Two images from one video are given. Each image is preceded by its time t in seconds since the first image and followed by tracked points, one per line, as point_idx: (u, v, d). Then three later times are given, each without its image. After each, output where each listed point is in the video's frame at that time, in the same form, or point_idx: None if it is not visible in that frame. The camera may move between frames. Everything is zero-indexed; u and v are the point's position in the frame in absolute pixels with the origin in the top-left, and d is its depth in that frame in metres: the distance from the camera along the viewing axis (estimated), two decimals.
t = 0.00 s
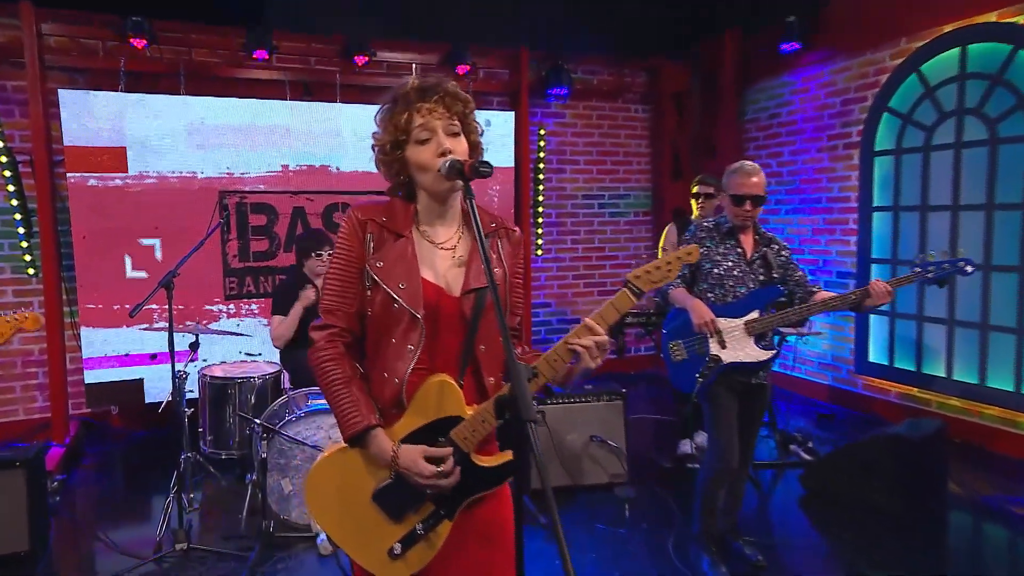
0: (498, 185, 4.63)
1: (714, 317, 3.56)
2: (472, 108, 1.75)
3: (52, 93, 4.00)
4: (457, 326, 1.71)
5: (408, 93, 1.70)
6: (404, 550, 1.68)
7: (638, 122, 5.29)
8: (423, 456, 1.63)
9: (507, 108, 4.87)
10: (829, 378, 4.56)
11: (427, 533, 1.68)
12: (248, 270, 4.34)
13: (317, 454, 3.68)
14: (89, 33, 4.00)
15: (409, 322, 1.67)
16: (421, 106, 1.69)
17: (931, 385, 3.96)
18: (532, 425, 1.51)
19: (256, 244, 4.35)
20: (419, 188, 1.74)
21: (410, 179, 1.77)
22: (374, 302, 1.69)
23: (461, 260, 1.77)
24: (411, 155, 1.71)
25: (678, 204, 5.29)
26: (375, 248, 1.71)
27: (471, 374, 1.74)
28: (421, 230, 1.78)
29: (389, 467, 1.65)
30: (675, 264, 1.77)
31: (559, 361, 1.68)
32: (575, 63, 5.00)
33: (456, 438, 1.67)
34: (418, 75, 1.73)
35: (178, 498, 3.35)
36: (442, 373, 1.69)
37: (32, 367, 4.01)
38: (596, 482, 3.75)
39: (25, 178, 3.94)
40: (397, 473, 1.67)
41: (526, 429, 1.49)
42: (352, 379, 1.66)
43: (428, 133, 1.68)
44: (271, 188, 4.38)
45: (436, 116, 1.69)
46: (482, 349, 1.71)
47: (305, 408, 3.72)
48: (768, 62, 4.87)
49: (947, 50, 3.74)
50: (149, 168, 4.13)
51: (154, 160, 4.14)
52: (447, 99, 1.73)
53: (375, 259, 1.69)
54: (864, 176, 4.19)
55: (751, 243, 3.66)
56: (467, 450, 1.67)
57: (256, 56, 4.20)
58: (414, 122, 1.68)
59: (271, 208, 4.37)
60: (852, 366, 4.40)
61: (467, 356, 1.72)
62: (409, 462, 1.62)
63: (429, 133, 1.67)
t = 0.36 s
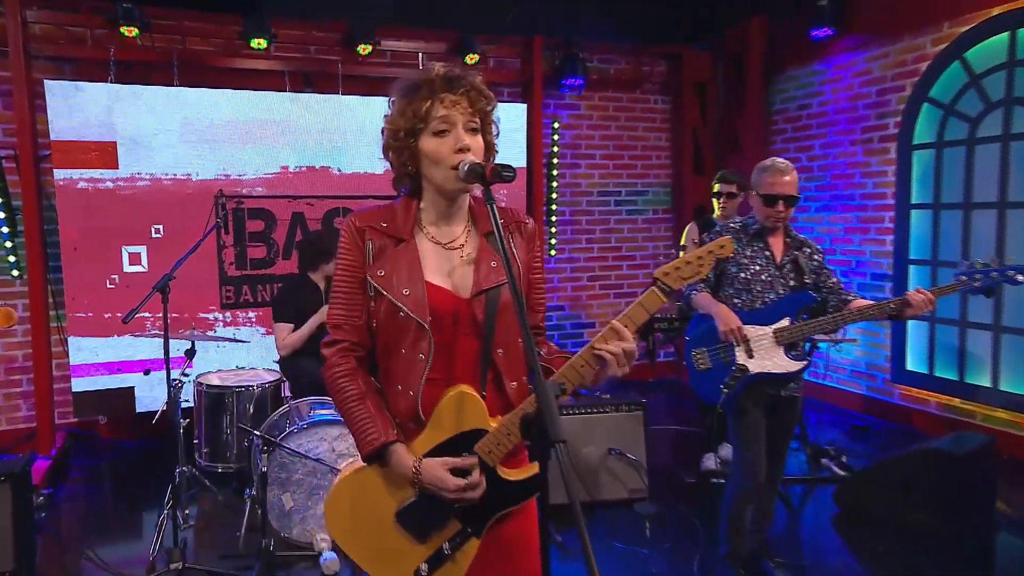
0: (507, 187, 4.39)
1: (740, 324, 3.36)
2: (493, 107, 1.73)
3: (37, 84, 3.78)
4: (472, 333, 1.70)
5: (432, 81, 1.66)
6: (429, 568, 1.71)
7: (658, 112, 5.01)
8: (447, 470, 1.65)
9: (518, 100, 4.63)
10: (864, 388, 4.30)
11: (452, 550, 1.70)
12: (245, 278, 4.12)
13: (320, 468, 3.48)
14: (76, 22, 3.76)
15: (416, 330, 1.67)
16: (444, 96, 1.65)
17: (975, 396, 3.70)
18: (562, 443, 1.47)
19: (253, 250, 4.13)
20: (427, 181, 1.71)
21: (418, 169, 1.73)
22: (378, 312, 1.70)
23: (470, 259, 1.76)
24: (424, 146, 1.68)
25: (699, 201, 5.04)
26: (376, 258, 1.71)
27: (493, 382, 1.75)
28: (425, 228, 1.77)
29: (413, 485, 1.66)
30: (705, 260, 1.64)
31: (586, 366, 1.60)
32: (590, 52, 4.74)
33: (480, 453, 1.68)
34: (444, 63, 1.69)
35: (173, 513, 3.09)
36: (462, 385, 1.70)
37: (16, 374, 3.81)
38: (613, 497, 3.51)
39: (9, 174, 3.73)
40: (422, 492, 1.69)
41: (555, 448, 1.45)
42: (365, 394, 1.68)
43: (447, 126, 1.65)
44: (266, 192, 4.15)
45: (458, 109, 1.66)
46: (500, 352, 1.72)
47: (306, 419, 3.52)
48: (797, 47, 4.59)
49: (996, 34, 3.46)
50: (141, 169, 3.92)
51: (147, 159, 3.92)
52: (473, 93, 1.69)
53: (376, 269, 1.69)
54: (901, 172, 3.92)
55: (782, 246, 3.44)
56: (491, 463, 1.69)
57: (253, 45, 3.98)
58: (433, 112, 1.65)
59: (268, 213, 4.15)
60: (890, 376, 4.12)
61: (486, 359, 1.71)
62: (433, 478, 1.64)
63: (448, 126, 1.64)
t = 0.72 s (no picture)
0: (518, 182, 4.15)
1: (767, 330, 3.15)
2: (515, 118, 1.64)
3: (16, 73, 3.57)
4: (488, 351, 1.58)
5: (466, 84, 1.55)
6: None
7: (676, 103, 4.77)
8: (465, 491, 1.50)
9: (529, 90, 4.38)
10: (898, 398, 4.05)
11: None
12: (237, 273, 3.89)
13: (318, 483, 3.29)
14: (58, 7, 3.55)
15: (424, 348, 1.54)
16: (474, 102, 1.55)
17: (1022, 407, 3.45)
18: (586, 466, 1.38)
19: (245, 243, 3.91)
20: (436, 184, 1.59)
21: (427, 171, 1.60)
22: (382, 328, 1.57)
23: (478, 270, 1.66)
24: (441, 148, 1.55)
25: (720, 197, 4.79)
26: (379, 269, 1.58)
27: (513, 401, 1.62)
28: (427, 236, 1.65)
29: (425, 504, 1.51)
30: (745, 295, 1.78)
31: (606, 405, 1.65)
32: (605, 39, 4.50)
33: (498, 477, 1.54)
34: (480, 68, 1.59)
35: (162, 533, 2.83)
36: (480, 404, 1.57)
37: None
38: (630, 515, 3.29)
39: None
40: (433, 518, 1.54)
41: (579, 472, 1.36)
42: (374, 411, 1.53)
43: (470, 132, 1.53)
44: (264, 182, 3.94)
45: (487, 117, 1.55)
46: (518, 368, 1.60)
47: (304, 431, 3.32)
48: (826, 32, 4.35)
49: None
50: (127, 159, 3.71)
51: (135, 151, 3.72)
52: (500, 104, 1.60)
53: (380, 282, 1.56)
54: (940, 167, 3.67)
55: (811, 246, 3.19)
56: (511, 493, 1.55)
57: (249, 33, 3.76)
58: (457, 115, 1.53)
59: (264, 206, 3.94)
60: (926, 385, 3.88)
61: (504, 376, 1.59)
62: (448, 499, 1.48)
63: (473, 132, 1.53)
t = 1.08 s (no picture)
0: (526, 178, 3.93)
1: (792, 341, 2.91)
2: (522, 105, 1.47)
3: None
4: (500, 362, 1.41)
5: (456, 72, 1.39)
6: None
7: (691, 92, 4.53)
8: (474, 525, 1.33)
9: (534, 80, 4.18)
10: (930, 408, 3.84)
11: None
12: (221, 273, 3.67)
13: (312, 500, 3.08)
14: None
15: (442, 360, 1.36)
16: (469, 90, 1.39)
17: None
18: (607, 490, 1.26)
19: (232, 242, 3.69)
20: (445, 186, 1.42)
21: (436, 173, 1.44)
22: (395, 337, 1.37)
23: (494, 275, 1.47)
24: (442, 146, 1.39)
25: (737, 192, 4.56)
26: (393, 269, 1.39)
27: (523, 417, 1.45)
28: (442, 238, 1.45)
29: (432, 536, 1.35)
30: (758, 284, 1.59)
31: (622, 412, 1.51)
32: (616, 24, 4.27)
33: (509, 496, 1.38)
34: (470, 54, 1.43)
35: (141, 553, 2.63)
36: (492, 419, 1.39)
37: None
38: (643, 533, 3.07)
39: None
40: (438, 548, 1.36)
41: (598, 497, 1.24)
42: (385, 429, 1.34)
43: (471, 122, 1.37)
44: (250, 176, 3.73)
45: (484, 104, 1.38)
46: (531, 380, 1.43)
47: (296, 444, 3.09)
48: (851, 16, 4.13)
49: None
50: (104, 152, 3.50)
51: (113, 143, 3.51)
52: (501, 89, 1.43)
53: (395, 286, 1.36)
54: (977, 160, 3.47)
55: (834, 250, 2.97)
56: (524, 510, 1.39)
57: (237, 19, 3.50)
58: (456, 107, 1.37)
59: (250, 200, 3.71)
60: (960, 395, 3.67)
61: (515, 390, 1.42)
62: (456, 532, 1.32)
63: (473, 123, 1.37)
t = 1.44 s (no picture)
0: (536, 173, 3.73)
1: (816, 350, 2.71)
2: (530, 104, 1.43)
3: None
4: (513, 381, 1.37)
5: (457, 80, 1.36)
6: None
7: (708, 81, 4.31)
8: (485, 550, 1.29)
9: (538, 69, 3.98)
10: (963, 419, 3.65)
11: None
12: (208, 283, 3.48)
13: (303, 519, 2.87)
14: None
15: (457, 374, 1.32)
16: (473, 97, 1.35)
17: None
18: (624, 516, 1.13)
19: (218, 248, 3.49)
20: (460, 198, 1.39)
21: (448, 186, 1.40)
22: (407, 349, 1.33)
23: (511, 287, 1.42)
24: (452, 158, 1.35)
25: (755, 188, 4.35)
26: (406, 279, 1.34)
27: (536, 439, 1.42)
28: (458, 249, 1.41)
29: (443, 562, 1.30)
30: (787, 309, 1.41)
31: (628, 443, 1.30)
32: (626, 9, 4.06)
33: (520, 519, 1.34)
34: (471, 58, 1.39)
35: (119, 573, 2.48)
36: (503, 438, 1.35)
37: None
38: (658, 554, 2.85)
39: None
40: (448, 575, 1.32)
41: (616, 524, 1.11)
42: (395, 446, 1.30)
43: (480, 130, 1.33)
44: (237, 178, 3.52)
45: (490, 110, 1.35)
46: (545, 399, 1.39)
47: (287, 459, 2.90)
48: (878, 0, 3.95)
49: None
50: (80, 151, 3.29)
51: (89, 141, 3.30)
52: (506, 90, 1.39)
53: (409, 296, 1.33)
54: (1016, 149, 3.32)
55: (859, 251, 2.75)
56: (535, 536, 1.34)
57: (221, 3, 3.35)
58: (463, 116, 1.34)
59: (238, 203, 3.52)
60: (996, 405, 3.47)
61: (529, 410, 1.38)
62: (469, 558, 1.27)
63: (481, 131, 1.33)
